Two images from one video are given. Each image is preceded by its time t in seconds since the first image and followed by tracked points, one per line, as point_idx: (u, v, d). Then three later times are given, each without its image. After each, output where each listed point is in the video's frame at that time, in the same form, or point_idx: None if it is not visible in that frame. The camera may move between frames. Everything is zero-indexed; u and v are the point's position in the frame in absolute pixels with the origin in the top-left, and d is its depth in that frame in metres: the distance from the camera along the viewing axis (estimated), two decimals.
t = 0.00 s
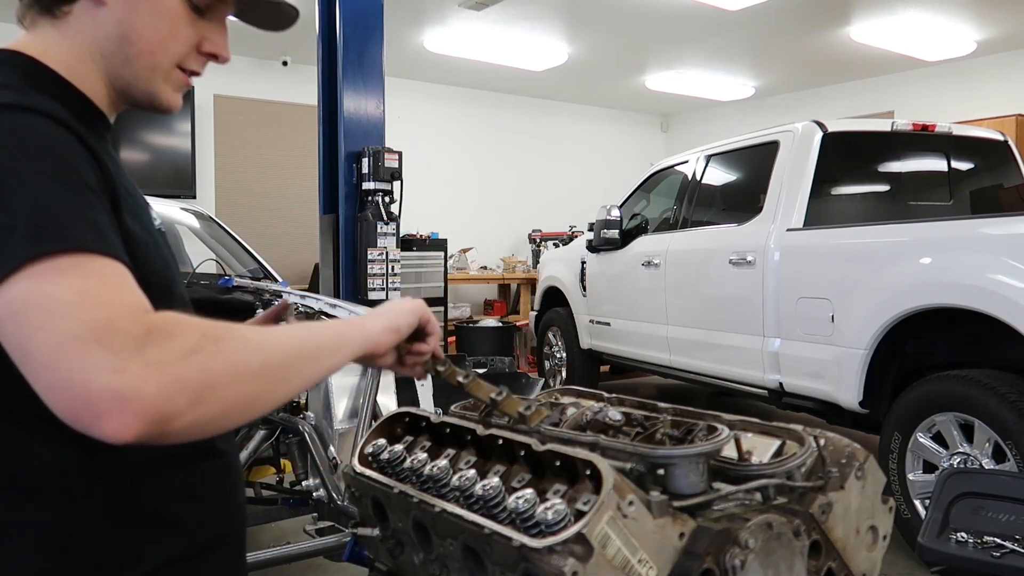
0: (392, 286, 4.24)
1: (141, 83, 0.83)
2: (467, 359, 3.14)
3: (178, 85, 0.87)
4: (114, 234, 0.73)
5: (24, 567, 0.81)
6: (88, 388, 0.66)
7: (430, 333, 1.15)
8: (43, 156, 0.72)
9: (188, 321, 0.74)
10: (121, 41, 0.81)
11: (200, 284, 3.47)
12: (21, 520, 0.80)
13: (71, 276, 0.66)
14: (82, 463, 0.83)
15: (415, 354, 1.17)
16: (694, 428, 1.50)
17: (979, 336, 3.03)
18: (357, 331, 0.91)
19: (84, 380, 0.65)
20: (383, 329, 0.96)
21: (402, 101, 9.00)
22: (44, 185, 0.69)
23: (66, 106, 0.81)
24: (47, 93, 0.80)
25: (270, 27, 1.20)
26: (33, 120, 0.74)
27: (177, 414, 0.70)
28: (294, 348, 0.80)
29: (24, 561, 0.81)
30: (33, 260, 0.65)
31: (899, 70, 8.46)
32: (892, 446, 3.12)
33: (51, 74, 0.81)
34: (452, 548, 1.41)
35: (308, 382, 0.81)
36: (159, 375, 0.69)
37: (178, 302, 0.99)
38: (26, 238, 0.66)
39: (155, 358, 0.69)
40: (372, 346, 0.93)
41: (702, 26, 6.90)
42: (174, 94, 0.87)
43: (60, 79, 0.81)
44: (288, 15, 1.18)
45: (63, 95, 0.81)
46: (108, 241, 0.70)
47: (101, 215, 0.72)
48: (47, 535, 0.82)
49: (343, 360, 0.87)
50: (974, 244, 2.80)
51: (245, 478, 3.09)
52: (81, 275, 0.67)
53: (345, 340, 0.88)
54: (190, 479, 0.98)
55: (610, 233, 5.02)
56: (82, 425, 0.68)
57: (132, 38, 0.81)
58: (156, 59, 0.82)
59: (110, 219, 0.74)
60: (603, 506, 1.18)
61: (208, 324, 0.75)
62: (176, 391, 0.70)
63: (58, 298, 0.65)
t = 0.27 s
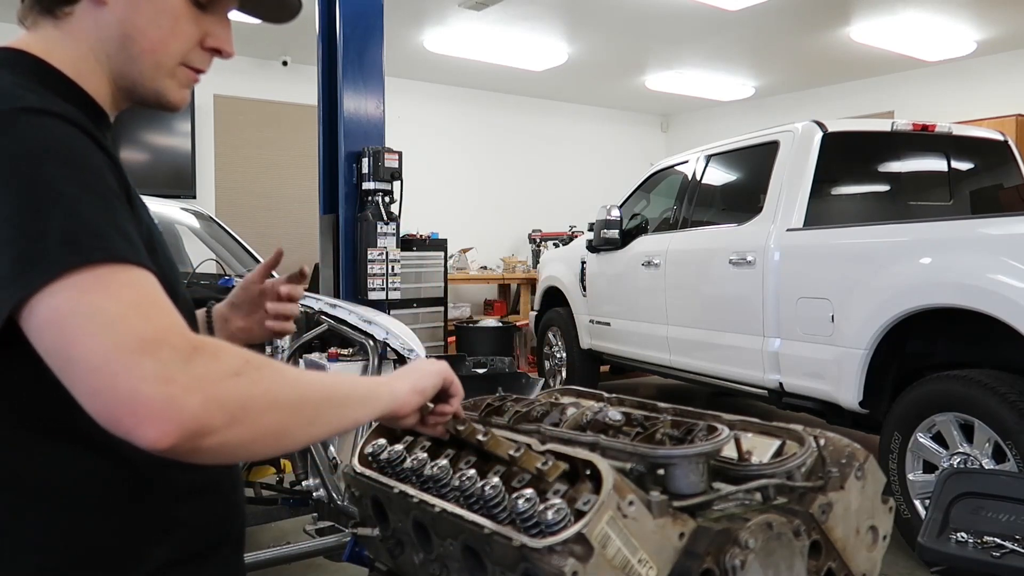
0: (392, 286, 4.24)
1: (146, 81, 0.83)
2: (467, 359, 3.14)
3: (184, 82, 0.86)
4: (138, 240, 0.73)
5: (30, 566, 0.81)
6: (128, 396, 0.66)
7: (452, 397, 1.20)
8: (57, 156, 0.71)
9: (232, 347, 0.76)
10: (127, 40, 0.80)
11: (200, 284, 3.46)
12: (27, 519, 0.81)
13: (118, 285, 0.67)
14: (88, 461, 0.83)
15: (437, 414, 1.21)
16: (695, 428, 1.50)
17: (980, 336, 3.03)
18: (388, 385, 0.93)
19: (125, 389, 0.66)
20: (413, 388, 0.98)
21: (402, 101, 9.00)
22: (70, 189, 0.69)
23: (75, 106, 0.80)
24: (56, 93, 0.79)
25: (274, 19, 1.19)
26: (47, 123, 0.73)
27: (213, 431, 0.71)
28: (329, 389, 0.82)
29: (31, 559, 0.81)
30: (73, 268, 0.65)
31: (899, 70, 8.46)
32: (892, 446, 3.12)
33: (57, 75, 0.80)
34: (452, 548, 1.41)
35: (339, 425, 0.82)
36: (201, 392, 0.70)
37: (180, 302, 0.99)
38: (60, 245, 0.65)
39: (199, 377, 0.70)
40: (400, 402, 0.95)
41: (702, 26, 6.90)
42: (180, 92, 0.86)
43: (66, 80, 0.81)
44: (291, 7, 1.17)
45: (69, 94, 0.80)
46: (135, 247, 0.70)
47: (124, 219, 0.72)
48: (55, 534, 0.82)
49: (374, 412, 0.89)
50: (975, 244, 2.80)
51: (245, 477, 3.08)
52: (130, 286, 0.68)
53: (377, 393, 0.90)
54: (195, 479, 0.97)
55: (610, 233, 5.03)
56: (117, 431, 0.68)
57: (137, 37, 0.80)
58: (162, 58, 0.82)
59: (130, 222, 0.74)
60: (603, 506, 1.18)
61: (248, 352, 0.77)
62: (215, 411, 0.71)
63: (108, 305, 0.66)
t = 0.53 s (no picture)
0: (392, 286, 4.23)
1: (152, 80, 0.82)
2: (467, 359, 3.14)
3: (190, 82, 0.86)
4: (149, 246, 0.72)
5: (33, 567, 0.81)
6: (148, 406, 0.67)
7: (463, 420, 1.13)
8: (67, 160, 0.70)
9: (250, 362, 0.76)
10: (132, 39, 0.80)
11: (200, 285, 3.47)
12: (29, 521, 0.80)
13: (141, 297, 0.67)
14: (92, 459, 0.83)
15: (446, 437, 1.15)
16: (694, 428, 1.50)
17: (980, 335, 3.03)
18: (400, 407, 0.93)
19: (146, 399, 0.67)
20: (424, 411, 0.98)
21: (402, 101, 9.00)
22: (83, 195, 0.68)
23: (81, 108, 0.80)
24: (64, 95, 0.78)
25: (278, 19, 1.18)
26: (56, 129, 0.72)
27: (231, 444, 0.71)
28: (343, 407, 0.82)
29: (35, 561, 0.81)
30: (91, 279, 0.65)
31: (899, 70, 8.46)
32: (892, 446, 3.12)
33: (63, 76, 0.79)
34: (452, 548, 1.41)
35: (353, 444, 0.82)
36: (221, 404, 0.70)
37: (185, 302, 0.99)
38: (75, 254, 0.65)
39: (219, 389, 0.71)
40: (413, 424, 0.94)
41: (702, 26, 6.90)
42: (187, 92, 0.86)
43: (71, 80, 0.80)
44: (296, 6, 1.17)
45: (74, 93, 0.79)
46: (148, 255, 0.70)
47: (136, 224, 0.72)
48: (60, 534, 0.82)
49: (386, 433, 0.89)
50: (975, 244, 2.80)
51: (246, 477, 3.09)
52: (152, 298, 0.68)
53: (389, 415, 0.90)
54: (198, 480, 0.97)
55: (610, 233, 5.03)
56: (135, 441, 0.69)
57: (142, 37, 0.80)
58: (168, 58, 0.82)
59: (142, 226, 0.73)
60: (603, 506, 1.18)
61: (266, 367, 0.77)
62: (234, 425, 0.71)
63: (131, 314, 0.66)
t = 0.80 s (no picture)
0: (392, 286, 4.23)
1: (148, 78, 0.82)
2: (467, 359, 3.14)
3: (189, 80, 0.85)
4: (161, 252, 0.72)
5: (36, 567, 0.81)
6: (163, 414, 0.67)
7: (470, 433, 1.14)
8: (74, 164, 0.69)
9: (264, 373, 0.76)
10: (129, 38, 0.79)
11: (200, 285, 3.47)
12: (31, 521, 0.80)
13: (157, 306, 0.68)
14: (94, 459, 0.83)
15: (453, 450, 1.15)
16: (694, 428, 1.50)
17: (980, 336, 3.02)
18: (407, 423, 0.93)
19: (161, 407, 0.67)
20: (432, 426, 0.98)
21: (402, 101, 9.00)
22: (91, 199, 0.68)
23: (86, 108, 0.79)
24: (68, 93, 0.78)
25: (281, 15, 1.18)
26: (68, 134, 0.72)
27: (244, 453, 0.71)
28: (354, 420, 0.82)
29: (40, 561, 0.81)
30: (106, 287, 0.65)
31: (899, 69, 8.46)
32: (892, 446, 3.12)
33: (65, 74, 0.79)
34: (452, 548, 1.41)
35: (364, 458, 0.82)
36: (235, 414, 0.70)
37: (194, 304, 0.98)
38: (86, 263, 0.65)
39: (234, 398, 0.71)
40: (420, 438, 0.94)
41: (702, 26, 6.90)
42: (189, 90, 0.85)
43: (72, 77, 0.80)
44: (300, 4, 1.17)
45: (76, 91, 0.79)
46: (159, 261, 0.70)
47: (145, 229, 0.71)
48: (61, 536, 0.82)
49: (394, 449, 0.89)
50: (975, 244, 2.80)
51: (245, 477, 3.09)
52: (168, 308, 0.68)
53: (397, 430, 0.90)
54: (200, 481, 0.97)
55: (610, 233, 5.03)
56: (149, 449, 0.68)
57: (140, 35, 0.79)
58: (167, 55, 0.81)
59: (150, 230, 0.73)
60: (603, 506, 1.18)
61: (278, 379, 0.77)
62: (247, 435, 0.71)
63: (148, 324, 0.66)
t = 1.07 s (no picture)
0: (392, 286, 4.23)
1: (149, 78, 0.81)
2: (467, 359, 3.14)
3: (190, 77, 0.84)
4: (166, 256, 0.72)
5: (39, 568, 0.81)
6: (168, 419, 0.67)
7: (477, 443, 1.14)
8: (78, 165, 0.69)
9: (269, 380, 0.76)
10: (127, 35, 0.79)
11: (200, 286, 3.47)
12: (29, 521, 0.80)
13: (164, 311, 0.68)
14: (97, 459, 0.83)
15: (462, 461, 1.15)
16: (694, 428, 1.50)
17: (981, 336, 3.02)
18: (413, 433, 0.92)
19: (166, 412, 0.67)
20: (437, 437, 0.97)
21: (401, 101, 9.00)
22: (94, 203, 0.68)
23: (89, 107, 0.80)
24: (72, 93, 0.78)
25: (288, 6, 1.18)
26: (70, 136, 0.71)
27: (246, 459, 0.71)
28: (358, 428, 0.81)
29: (43, 561, 0.81)
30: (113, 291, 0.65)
31: (900, 70, 8.46)
32: (892, 446, 3.12)
33: (67, 73, 0.79)
34: (452, 548, 1.41)
35: (368, 467, 0.81)
36: (240, 420, 0.70)
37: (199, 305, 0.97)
38: (92, 267, 0.65)
39: (238, 404, 0.70)
40: (424, 448, 0.94)
41: (702, 26, 6.90)
42: (191, 87, 0.84)
43: (74, 76, 0.80)
44: None
45: (78, 91, 0.79)
46: (164, 266, 0.70)
47: (150, 232, 0.71)
48: (64, 537, 0.82)
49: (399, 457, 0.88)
50: (974, 244, 2.80)
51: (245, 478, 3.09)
52: (173, 313, 0.68)
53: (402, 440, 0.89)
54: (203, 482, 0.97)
55: (610, 233, 5.03)
56: (153, 453, 0.69)
57: (139, 33, 0.79)
58: (167, 53, 0.80)
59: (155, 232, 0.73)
60: (603, 506, 1.18)
61: (282, 387, 0.77)
62: (251, 440, 0.71)
63: (153, 329, 0.67)
